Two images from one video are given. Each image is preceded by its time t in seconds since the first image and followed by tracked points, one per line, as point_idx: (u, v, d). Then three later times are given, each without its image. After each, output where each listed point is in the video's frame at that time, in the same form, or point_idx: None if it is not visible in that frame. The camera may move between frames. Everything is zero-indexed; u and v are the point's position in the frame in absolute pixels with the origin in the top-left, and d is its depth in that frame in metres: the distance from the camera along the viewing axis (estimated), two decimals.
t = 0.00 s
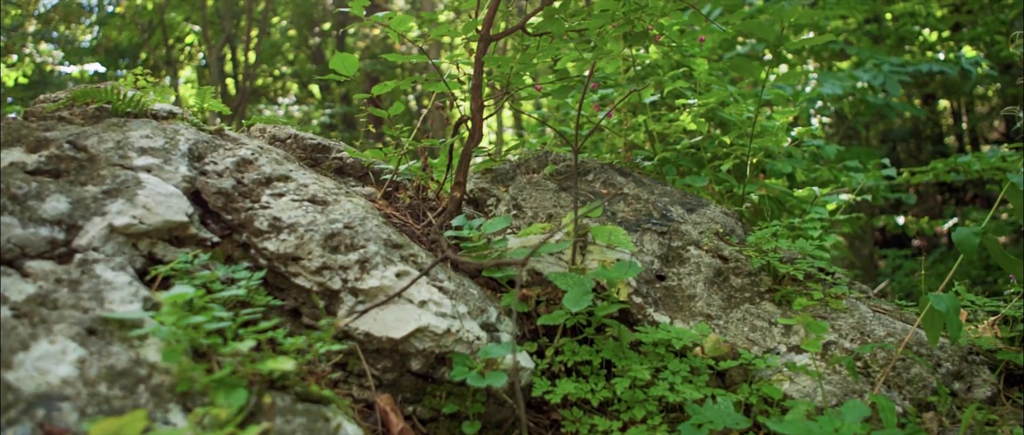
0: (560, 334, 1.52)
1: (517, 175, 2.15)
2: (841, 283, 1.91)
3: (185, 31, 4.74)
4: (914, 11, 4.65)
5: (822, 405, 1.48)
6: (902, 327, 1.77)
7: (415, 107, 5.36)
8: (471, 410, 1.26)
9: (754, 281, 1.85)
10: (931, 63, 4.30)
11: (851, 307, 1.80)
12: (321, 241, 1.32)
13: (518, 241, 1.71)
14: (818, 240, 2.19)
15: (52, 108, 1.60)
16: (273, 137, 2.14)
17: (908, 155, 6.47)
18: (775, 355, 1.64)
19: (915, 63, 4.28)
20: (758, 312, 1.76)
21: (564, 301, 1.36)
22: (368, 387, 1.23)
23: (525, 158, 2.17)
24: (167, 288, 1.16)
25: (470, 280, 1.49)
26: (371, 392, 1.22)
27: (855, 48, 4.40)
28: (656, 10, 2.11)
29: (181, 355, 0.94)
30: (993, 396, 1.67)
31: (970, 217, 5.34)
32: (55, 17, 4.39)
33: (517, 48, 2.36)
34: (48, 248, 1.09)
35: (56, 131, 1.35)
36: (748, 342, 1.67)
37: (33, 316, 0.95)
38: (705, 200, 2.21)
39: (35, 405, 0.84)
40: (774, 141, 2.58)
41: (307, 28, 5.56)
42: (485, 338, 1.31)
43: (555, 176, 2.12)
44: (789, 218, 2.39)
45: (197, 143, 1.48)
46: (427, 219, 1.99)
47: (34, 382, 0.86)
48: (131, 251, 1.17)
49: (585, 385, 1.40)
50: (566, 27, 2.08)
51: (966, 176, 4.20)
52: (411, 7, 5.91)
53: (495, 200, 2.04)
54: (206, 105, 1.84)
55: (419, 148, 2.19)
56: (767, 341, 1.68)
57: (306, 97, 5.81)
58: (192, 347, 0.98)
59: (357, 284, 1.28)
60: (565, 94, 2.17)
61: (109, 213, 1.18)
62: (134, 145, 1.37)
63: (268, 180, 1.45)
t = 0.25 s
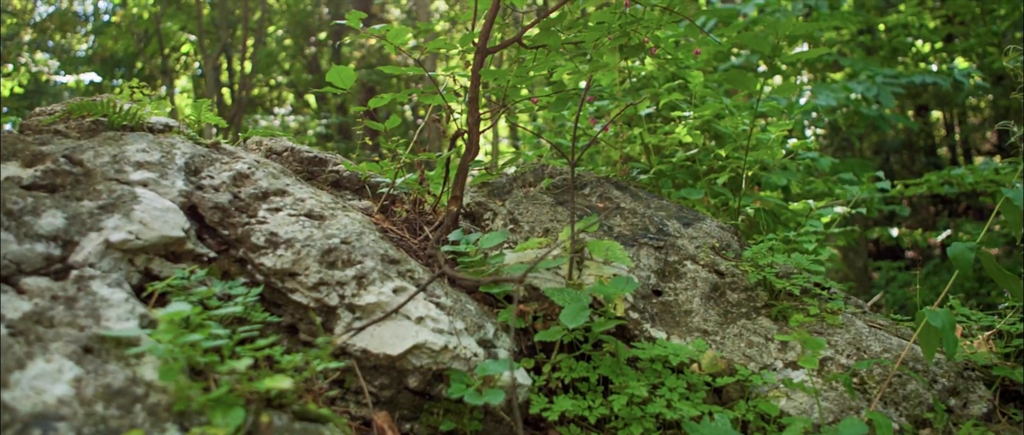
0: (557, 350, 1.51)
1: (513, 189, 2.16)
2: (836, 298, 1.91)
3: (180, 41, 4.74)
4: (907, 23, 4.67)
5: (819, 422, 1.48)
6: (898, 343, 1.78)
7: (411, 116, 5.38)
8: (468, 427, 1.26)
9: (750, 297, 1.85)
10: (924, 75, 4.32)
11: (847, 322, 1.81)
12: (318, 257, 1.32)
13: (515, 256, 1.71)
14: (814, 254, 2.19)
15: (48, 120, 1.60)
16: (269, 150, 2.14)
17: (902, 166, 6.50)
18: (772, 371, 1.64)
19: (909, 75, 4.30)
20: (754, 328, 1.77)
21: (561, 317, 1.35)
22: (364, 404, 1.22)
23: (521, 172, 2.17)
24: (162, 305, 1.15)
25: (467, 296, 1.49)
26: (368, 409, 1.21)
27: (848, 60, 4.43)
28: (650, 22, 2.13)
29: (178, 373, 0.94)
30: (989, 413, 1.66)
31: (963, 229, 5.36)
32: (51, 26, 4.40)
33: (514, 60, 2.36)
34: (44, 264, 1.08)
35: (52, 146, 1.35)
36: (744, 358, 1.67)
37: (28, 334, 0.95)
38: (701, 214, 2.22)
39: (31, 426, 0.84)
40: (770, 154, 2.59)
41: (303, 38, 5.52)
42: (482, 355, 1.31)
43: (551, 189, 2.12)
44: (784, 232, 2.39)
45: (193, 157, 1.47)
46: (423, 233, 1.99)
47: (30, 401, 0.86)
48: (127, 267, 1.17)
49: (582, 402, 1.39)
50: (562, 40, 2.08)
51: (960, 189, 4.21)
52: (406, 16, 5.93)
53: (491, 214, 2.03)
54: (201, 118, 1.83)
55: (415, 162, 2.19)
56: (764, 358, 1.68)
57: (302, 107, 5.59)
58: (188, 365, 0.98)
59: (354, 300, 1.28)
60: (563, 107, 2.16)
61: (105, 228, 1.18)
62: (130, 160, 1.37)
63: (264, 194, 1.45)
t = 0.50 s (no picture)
0: (554, 365, 1.51)
1: (509, 202, 2.16)
2: (832, 312, 1.92)
3: (175, 49, 4.71)
4: (899, 33, 4.71)
5: None
6: (894, 358, 1.78)
7: (404, 125, 5.42)
8: None
9: (746, 311, 1.86)
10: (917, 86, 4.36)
11: (843, 337, 1.81)
12: (316, 272, 1.31)
13: (512, 270, 1.71)
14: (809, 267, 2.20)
15: (44, 133, 1.59)
16: (266, 163, 2.13)
17: (894, 177, 6.54)
18: (769, 386, 1.64)
19: (902, 86, 4.34)
20: (751, 343, 1.77)
21: (559, 332, 1.35)
22: (363, 421, 1.21)
23: (518, 186, 2.18)
24: (160, 321, 1.15)
25: (465, 311, 1.49)
26: (366, 425, 1.21)
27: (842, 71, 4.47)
28: (646, 35, 2.15)
29: (176, 391, 0.93)
30: (985, 428, 1.67)
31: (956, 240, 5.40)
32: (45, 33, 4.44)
33: (511, 71, 2.37)
34: (41, 280, 1.08)
35: (47, 159, 1.34)
36: (741, 374, 1.67)
37: (25, 351, 0.94)
38: (697, 228, 2.22)
39: None
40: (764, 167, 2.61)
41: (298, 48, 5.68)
42: (480, 370, 1.31)
43: (548, 202, 2.13)
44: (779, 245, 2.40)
45: (189, 170, 1.47)
46: (420, 247, 1.99)
47: (26, 420, 0.85)
48: (124, 282, 1.16)
49: (580, 418, 1.39)
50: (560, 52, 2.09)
51: (953, 200, 4.23)
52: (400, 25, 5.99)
53: (488, 227, 2.03)
54: (198, 130, 1.83)
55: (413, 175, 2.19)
56: (761, 373, 1.68)
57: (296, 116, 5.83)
58: (186, 382, 0.97)
59: (352, 316, 1.28)
60: (560, 119, 2.16)
61: (102, 243, 1.17)
62: (127, 173, 1.36)
63: (261, 208, 1.44)
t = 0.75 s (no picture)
0: (552, 380, 1.51)
1: (506, 215, 2.16)
2: (828, 327, 1.92)
3: (168, 56, 4.69)
4: (892, 44, 4.75)
5: None
6: (890, 372, 1.79)
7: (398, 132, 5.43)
8: None
9: (742, 326, 1.86)
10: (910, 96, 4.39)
11: (839, 351, 1.82)
12: (313, 287, 1.31)
13: (509, 284, 1.71)
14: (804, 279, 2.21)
15: (39, 145, 1.58)
16: (262, 175, 2.14)
17: (887, 187, 6.59)
18: (766, 401, 1.64)
19: (895, 96, 4.37)
20: (747, 357, 1.77)
21: (557, 348, 1.34)
22: None
23: (514, 199, 2.18)
24: (157, 336, 1.15)
25: (462, 326, 1.49)
26: None
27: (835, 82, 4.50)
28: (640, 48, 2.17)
29: (175, 408, 0.92)
30: None
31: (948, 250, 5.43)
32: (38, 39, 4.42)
33: (508, 84, 2.38)
34: (38, 295, 1.07)
35: (44, 172, 1.33)
36: (738, 388, 1.68)
37: (23, 368, 0.94)
38: (693, 241, 2.23)
39: None
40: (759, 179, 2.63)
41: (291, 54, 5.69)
42: (477, 386, 1.31)
43: (545, 216, 2.14)
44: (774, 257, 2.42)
45: (186, 183, 1.47)
46: (417, 260, 1.99)
47: None
48: (121, 297, 1.16)
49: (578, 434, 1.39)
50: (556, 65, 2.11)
51: (947, 212, 4.26)
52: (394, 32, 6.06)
53: (485, 240, 2.02)
54: (195, 142, 1.82)
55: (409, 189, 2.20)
56: (758, 388, 1.68)
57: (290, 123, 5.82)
58: (184, 399, 0.97)
59: (350, 331, 1.27)
60: (556, 133, 2.17)
61: (99, 258, 1.17)
62: (123, 186, 1.36)
63: (258, 222, 1.44)
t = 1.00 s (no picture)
0: (549, 394, 1.51)
1: (502, 228, 2.16)
2: (824, 340, 1.93)
3: (161, 62, 4.75)
4: (884, 55, 4.80)
5: None
6: (885, 387, 1.80)
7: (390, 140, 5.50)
8: None
9: (739, 339, 1.87)
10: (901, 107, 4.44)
11: (835, 365, 1.82)
12: (312, 302, 1.31)
13: (507, 297, 1.72)
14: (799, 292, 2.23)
15: (35, 157, 1.57)
16: (258, 186, 2.18)
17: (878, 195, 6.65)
18: (762, 415, 1.65)
19: (887, 107, 4.41)
20: (744, 371, 1.78)
21: (554, 362, 1.34)
22: None
23: (511, 212, 2.19)
24: (155, 351, 1.15)
25: (460, 340, 1.49)
26: None
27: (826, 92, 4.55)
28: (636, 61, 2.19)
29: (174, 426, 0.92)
30: None
31: (939, 259, 5.48)
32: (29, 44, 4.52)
33: (505, 95, 2.39)
34: (35, 309, 1.07)
35: (41, 185, 1.32)
36: (735, 402, 1.68)
37: (21, 384, 0.94)
38: (688, 254, 2.24)
39: None
40: (753, 191, 2.65)
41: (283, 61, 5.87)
42: (476, 401, 1.32)
43: (541, 229, 2.14)
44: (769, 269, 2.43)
45: (184, 197, 1.47)
46: (414, 272, 2.00)
47: None
48: (119, 311, 1.16)
49: None
50: (552, 79, 2.12)
51: (939, 222, 4.29)
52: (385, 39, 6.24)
53: (482, 253, 2.02)
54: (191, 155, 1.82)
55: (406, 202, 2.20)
56: (755, 402, 1.69)
57: (283, 129, 6.22)
58: (183, 416, 0.97)
59: (348, 345, 1.27)
60: (552, 146, 2.18)
61: (96, 272, 1.16)
62: (121, 200, 1.36)
63: (256, 235, 1.44)
